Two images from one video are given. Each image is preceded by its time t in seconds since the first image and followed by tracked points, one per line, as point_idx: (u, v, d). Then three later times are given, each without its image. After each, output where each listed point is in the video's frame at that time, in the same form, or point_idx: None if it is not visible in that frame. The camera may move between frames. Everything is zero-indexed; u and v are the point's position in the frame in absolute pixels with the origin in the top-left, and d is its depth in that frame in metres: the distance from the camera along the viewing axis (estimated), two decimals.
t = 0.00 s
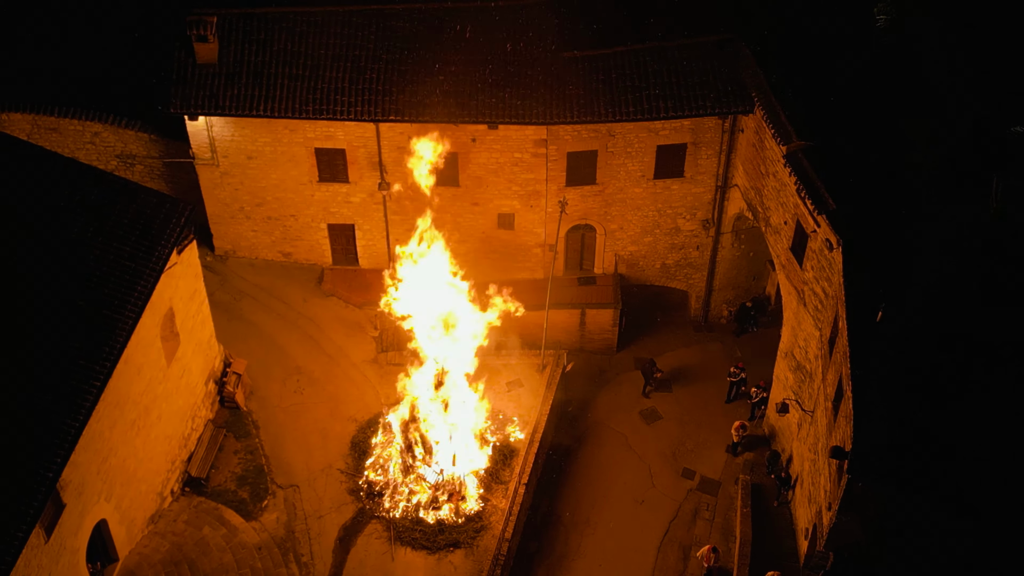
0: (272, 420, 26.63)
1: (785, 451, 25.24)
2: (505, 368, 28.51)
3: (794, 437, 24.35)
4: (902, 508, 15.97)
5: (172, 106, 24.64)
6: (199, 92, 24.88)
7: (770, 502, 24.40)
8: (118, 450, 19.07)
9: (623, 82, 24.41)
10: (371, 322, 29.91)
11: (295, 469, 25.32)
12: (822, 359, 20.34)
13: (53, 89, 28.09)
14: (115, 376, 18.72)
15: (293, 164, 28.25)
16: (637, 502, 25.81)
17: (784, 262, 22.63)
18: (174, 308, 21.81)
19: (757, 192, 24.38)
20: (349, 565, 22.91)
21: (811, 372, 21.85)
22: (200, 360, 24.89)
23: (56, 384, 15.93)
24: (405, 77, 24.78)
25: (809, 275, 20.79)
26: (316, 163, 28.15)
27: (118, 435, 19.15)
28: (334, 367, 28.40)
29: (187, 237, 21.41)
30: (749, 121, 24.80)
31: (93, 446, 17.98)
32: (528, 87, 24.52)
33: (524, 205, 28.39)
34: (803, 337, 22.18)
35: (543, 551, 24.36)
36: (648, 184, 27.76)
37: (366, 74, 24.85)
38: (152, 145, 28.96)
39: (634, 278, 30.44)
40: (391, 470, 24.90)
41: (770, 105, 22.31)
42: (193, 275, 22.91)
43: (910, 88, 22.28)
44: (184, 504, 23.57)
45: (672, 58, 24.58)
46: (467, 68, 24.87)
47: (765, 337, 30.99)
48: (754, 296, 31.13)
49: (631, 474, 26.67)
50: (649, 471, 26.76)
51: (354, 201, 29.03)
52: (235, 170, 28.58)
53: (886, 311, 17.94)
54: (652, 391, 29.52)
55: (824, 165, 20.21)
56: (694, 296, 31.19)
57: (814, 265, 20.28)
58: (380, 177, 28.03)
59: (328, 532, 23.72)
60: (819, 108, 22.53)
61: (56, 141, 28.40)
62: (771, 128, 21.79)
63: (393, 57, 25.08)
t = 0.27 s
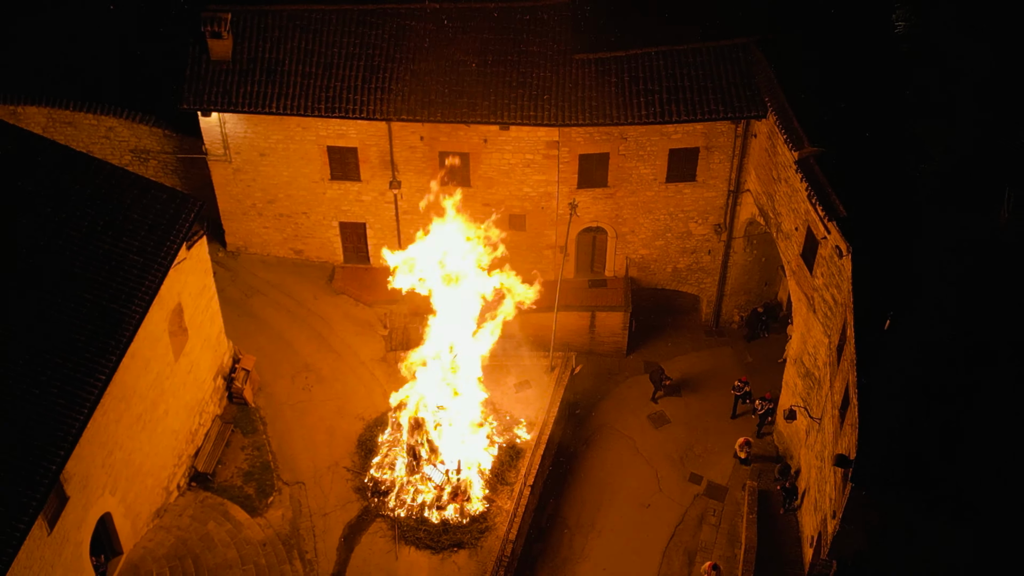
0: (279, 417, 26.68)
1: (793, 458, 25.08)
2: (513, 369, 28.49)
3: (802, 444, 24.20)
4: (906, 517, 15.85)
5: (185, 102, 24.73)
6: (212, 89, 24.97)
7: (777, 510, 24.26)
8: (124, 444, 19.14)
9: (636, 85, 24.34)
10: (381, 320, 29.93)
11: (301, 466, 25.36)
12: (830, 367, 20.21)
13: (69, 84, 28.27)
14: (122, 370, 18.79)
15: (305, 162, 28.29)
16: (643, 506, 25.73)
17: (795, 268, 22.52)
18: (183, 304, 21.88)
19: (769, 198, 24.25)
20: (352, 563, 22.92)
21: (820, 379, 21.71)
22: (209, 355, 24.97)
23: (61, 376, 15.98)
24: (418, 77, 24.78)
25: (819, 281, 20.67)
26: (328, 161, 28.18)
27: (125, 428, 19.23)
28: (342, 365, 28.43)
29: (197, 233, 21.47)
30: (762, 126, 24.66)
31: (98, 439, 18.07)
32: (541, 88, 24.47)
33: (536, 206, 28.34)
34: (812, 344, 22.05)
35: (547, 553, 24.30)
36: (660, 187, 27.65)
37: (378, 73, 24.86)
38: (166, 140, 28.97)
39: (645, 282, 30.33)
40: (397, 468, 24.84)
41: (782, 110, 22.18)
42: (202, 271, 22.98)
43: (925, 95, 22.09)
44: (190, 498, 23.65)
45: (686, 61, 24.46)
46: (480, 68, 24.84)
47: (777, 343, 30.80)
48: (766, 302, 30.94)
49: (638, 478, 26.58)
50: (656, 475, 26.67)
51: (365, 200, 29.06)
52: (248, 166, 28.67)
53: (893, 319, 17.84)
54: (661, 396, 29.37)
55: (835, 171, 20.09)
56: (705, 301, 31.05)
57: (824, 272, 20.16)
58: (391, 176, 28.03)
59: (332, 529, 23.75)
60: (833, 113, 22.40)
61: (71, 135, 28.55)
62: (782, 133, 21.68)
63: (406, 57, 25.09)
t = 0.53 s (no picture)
0: (287, 413, 26.72)
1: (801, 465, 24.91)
2: (521, 369, 28.40)
3: (809, 451, 24.04)
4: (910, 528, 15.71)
5: (199, 97, 24.79)
6: (226, 84, 25.03)
7: (783, 516, 24.11)
8: (129, 437, 19.19)
9: (649, 88, 24.24)
10: (390, 318, 29.89)
11: (308, 462, 25.39)
12: (838, 373, 20.07)
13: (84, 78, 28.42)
14: (129, 363, 18.85)
15: (317, 159, 28.33)
16: (649, 509, 25.63)
17: (805, 275, 22.37)
18: (192, 299, 21.95)
19: (781, 203, 24.11)
20: (357, 561, 22.91)
21: (828, 386, 21.56)
22: (218, 350, 25.04)
23: (67, 369, 16.04)
24: (431, 76, 24.77)
25: (829, 288, 20.53)
26: (340, 159, 28.21)
27: (130, 422, 19.29)
28: (351, 363, 28.44)
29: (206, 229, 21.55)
30: (775, 131, 24.51)
31: (103, 432, 18.13)
32: (553, 89, 24.39)
33: (547, 207, 28.28)
34: (821, 350, 21.91)
35: (552, 555, 24.23)
36: (672, 190, 27.51)
37: (391, 72, 24.87)
38: (179, 136, 29.27)
39: (656, 285, 30.21)
40: (403, 467, 24.91)
41: (795, 115, 22.03)
42: (212, 266, 23.06)
43: (940, 102, 21.90)
44: (196, 493, 23.71)
45: (700, 64, 24.34)
46: (493, 69, 24.80)
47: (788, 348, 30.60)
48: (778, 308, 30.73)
49: (644, 481, 26.48)
50: (663, 479, 26.56)
51: (377, 198, 29.09)
52: (260, 163, 28.73)
53: (901, 327, 17.74)
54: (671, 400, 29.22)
55: (847, 178, 19.95)
56: (716, 305, 30.88)
57: (834, 278, 20.01)
58: (403, 175, 28.07)
59: (337, 527, 23.76)
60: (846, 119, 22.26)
61: (86, 128, 28.71)
62: (794, 138, 21.55)
63: (419, 55, 25.08)
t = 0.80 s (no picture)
0: (295, 410, 26.76)
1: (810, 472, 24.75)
2: (529, 372, 28.32)
3: (817, 458, 23.88)
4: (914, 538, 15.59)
5: (212, 94, 24.88)
6: (239, 82, 25.10)
7: (790, 524, 23.97)
8: (135, 432, 19.26)
9: (662, 91, 24.12)
10: (400, 318, 29.81)
11: (314, 460, 25.41)
12: (847, 381, 19.93)
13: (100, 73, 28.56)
14: (135, 358, 18.90)
15: (329, 157, 28.36)
16: (655, 514, 25.53)
17: (816, 281, 22.23)
18: (200, 294, 22.02)
19: (793, 209, 23.97)
20: (361, 559, 22.91)
21: (837, 394, 21.42)
22: (226, 346, 25.11)
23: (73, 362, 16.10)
24: (443, 76, 24.75)
25: (839, 295, 20.38)
26: (352, 157, 28.23)
27: (136, 416, 19.35)
28: (360, 362, 28.43)
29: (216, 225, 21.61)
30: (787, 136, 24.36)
31: (109, 426, 18.20)
32: (565, 92, 24.32)
33: (558, 209, 28.27)
34: (831, 358, 21.76)
35: (556, 557, 24.19)
36: (684, 194, 27.39)
37: (403, 71, 24.86)
38: (194, 131, 29.33)
39: (667, 289, 30.08)
40: (409, 467, 24.87)
41: (808, 122, 21.87)
42: (221, 263, 23.13)
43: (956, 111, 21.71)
44: (202, 488, 23.78)
45: (713, 68, 24.20)
46: (506, 70, 24.76)
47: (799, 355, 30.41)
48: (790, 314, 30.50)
49: (651, 486, 26.38)
50: (670, 483, 26.46)
51: (388, 197, 29.09)
52: (273, 160, 28.80)
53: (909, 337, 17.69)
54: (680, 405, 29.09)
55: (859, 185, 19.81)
56: (728, 310, 30.72)
57: (844, 285, 19.87)
58: (414, 175, 28.07)
59: (342, 525, 23.77)
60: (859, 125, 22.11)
61: (100, 123, 28.81)
62: (806, 144, 21.41)
63: (432, 55, 25.08)
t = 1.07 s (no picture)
0: (302, 407, 26.80)
1: (817, 479, 24.57)
2: (539, 373, 28.23)
3: (824, 465, 23.72)
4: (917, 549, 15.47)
5: (224, 90, 24.96)
6: (251, 78, 25.18)
7: (796, 531, 23.82)
8: (139, 426, 19.31)
9: (674, 94, 23.99)
10: (409, 317, 29.84)
11: (320, 457, 25.44)
12: (854, 389, 19.80)
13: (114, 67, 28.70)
14: (141, 353, 18.95)
15: (341, 155, 28.40)
16: (661, 518, 25.42)
17: (825, 287, 22.09)
18: (208, 290, 22.09)
19: (804, 215, 23.83)
20: (364, 557, 22.91)
21: (844, 402, 21.28)
22: (235, 342, 25.18)
23: (77, 355, 16.17)
24: (455, 75, 24.72)
25: (848, 302, 20.25)
26: (364, 156, 28.24)
27: (142, 410, 19.41)
28: (368, 360, 28.44)
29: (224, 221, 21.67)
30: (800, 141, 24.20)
31: (113, 420, 18.27)
32: (577, 93, 24.25)
33: (569, 211, 28.20)
34: (839, 366, 21.63)
35: (561, 559, 24.15)
36: (695, 199, 27.27)
37: (415, 70, 24.84)
38: (207, 127, 29.32)
39: (677, 292, 29.95)
40: (415, 466, 24.86)
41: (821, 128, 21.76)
42: (230, 259, 23.21)
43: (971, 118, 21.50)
44: (207, 484, 23.83)
45: (725, 72, 24.06)
46: (517, 70, 24.69)
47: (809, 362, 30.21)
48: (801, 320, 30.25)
49: (657, 490, 26.27)
50: (676, 487, 26.35)
51: (399, 196, 29.10)
52: (285, 157, 28.85)
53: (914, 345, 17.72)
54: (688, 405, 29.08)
55: (870, 192, 19.66)
56: (738, 315, 30.57)
57: (853, 293, 19.74)
58: (425, 174, 28.08)
59: (346, 523, 23.78)
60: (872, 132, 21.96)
61: (115, 118, 28.97)
62: (818, 149, 21.30)
63: (444, 55, 25.03)
